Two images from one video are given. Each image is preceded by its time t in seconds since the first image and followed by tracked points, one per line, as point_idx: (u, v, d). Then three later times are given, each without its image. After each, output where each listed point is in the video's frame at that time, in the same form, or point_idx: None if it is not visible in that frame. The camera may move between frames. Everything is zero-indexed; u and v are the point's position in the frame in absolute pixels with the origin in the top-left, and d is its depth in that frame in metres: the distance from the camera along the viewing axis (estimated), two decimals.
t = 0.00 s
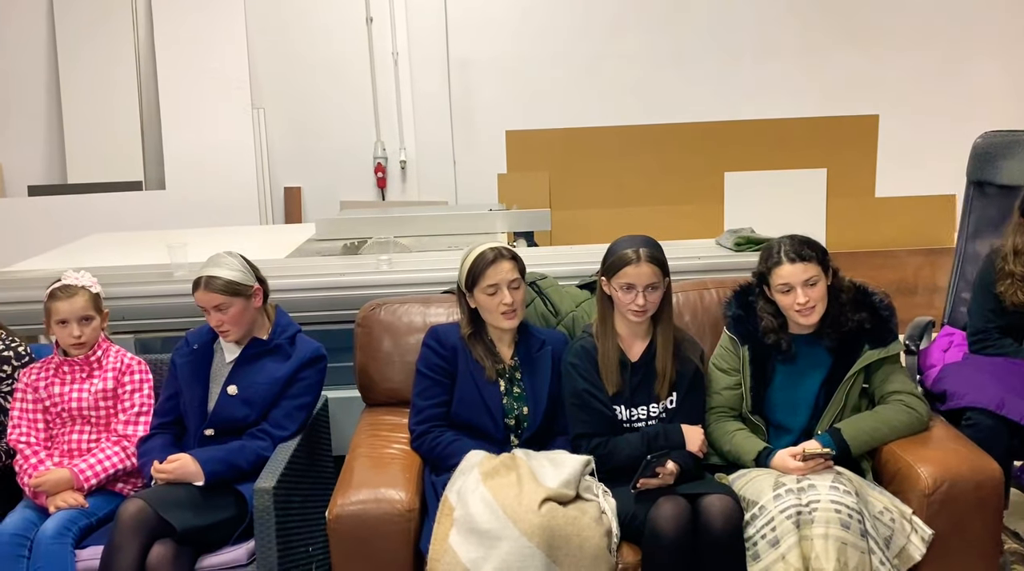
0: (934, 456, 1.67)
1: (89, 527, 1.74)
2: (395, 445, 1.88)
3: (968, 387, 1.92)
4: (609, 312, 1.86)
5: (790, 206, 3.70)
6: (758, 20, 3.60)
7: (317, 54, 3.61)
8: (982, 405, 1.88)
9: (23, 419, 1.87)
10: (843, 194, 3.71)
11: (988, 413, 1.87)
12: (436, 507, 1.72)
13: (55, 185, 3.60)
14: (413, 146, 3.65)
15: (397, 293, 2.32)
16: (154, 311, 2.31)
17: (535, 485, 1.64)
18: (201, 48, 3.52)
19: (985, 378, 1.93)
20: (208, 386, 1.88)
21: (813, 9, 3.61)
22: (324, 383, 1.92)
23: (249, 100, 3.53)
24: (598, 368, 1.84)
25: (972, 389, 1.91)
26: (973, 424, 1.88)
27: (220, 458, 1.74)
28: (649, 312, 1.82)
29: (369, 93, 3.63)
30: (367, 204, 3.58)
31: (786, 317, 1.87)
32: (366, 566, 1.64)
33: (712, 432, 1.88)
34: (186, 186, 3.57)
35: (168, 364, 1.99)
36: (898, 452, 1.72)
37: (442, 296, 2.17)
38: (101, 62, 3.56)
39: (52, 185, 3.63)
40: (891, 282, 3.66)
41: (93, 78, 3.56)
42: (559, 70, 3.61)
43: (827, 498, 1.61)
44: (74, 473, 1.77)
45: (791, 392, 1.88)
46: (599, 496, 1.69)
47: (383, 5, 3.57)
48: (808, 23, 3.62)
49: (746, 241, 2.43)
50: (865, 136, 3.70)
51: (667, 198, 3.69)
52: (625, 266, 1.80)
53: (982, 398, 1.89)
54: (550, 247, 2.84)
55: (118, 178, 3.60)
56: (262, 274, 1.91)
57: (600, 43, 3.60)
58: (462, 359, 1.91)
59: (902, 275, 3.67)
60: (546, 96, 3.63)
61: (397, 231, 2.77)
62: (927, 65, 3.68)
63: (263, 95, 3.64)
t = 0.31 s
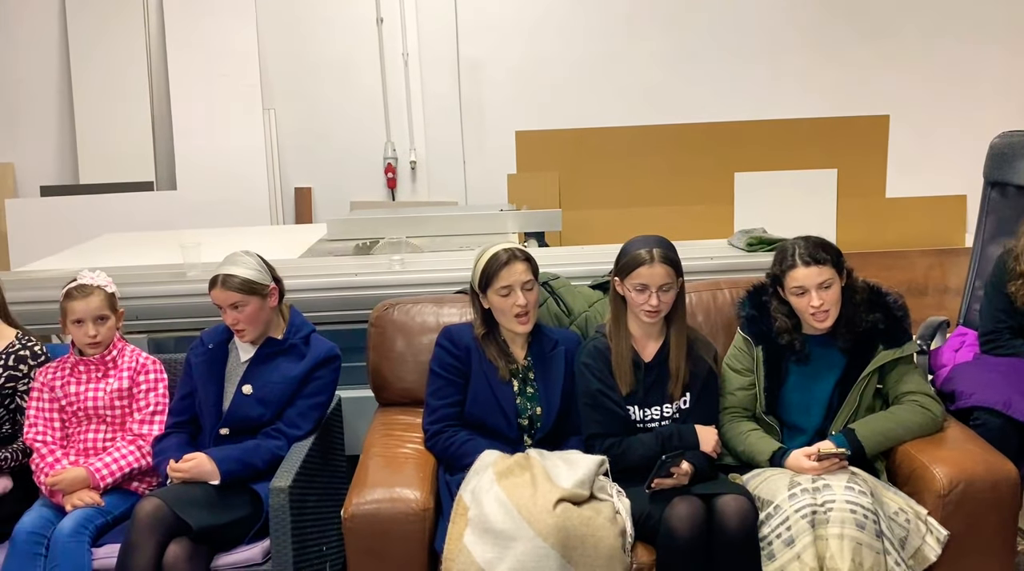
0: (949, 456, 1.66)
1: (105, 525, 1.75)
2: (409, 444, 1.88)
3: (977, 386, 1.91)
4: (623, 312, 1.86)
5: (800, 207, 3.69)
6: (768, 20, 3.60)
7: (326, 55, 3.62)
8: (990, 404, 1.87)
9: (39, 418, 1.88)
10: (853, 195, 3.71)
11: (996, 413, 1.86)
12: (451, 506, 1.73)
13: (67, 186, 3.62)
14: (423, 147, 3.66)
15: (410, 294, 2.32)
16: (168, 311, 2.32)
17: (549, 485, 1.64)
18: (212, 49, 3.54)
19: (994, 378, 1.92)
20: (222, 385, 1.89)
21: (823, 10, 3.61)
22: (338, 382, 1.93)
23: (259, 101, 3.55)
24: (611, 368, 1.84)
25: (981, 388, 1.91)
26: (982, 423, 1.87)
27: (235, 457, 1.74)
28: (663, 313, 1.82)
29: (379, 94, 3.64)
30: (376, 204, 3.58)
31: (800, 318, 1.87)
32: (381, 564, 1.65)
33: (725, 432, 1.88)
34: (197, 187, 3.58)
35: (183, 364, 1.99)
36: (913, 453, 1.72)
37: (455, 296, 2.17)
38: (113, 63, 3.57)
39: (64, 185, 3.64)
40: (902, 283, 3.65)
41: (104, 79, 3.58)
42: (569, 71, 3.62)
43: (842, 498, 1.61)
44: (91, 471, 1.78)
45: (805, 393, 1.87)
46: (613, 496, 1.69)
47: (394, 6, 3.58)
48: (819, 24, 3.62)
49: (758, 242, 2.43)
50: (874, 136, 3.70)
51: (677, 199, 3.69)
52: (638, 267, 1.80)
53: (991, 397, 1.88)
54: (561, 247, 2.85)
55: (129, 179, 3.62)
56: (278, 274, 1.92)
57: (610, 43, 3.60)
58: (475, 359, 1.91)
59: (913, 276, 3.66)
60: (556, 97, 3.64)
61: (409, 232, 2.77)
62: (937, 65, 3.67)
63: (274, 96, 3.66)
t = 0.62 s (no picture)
0: (965, 458, 1.66)
1: (119, 524, 1.75)
2: (422, 445, 1.89)
3: (991, 388, 1.91)
4: (636, 313, 1.86)
5: (810, 208, 3.69)
6: (778, 21, 3.60)
7: (337, 56, 3.63)
8: (1005, 407, 1.87)
9: (53, 418, 1.88)
10: (862, 196, 3.70)
11: (1010, 415, 1.86)
12: (464, 507, 1.73)
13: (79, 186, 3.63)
14: (432, 148, 3.67)
15: (421, 294, 2.33)
16: (179, 311, 2.32)
17: (563, 487, 1.63)
18: (222, 48, 3.55)
19: (1007, 380, 1.91)
20: (236, 385, 1.89)
21: (833, 10, 3.60)
22: (351, 382, 1.93)
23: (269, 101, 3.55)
24: (624, 369, 1.84)
25: (994, 390, 1.90)
26: (996, 426, 1.87)
27: (249, 457, 1.75)
28: (675, 315, 1.82)
29: (389, 93, 3.65)
30: (386, 205, 3.59)
31: (814, 320, 1.87)
32: (395, 565, 1.65)
33: (738, 434, 1.87)
34: (207, 187, 3.59)
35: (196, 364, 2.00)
36: (928, 455, 1.71)
37: (467, 296, 2.17)
38: (124, 63, 3.59)
39: (75, 185, 3.66)
40: (912, 285, 3.65)
41: (115, 79, 3.59)
42: (579, 72, 3.62)
43: (857, 500, 1.61)
44: (104, 471, 1.78)
45: (819, 394, 1.87)
46: (627, 497, 1.68)
47: (404, 6, 3.59)
48: (828, 25, 3.61)
49: (770, 243, 2.42)
50: (885, 137, 3.69)
51: (686, 200, 3.68)
52: (652, 269, 1.80)
53: (1006, 399, 1.88)
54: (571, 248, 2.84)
55: (140, 179, 3.63)
56: (292, 274, 1.92)
57: (620, 44, 3.60)
58: (488, 360, 1.91)
59: (923, 278, 3.65)
60: (564, 97, 3.64)
61: (420, 232, 2.78)
62: (947, 66, 3.66)
63: (284, 97, 3.66)
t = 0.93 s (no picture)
0: (979, 462, 1.65)
1: (132, 524, 1.75)
2: (433, 446, 1.89)
3: (1008, 393, 1.90)
4: (647, 315, 1.86)
5: (819, 210, 3.68)
6: (789, 23, 3.60)
7: (346, 57, 3.63)
8: None
9: (66, 417, 1.89)
10: (872, 199, 3.70)
11: None
12: (476, 508, 1.73)
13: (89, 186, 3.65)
14: (441, 149, 3.67)
15: (432, 295, 2.33)
16: (190, 311, 2.33)
17: (575, 490, 1.63)
18: (231, 47, 3.56)
19: None
20: (248, 386, 1.89)
21: (843, 12, 3.60)
22: (363, 383, 1.93)
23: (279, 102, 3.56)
24: (636, 371, 1.84)
25: (1012, 395, 1.89)
26: (1014, 431, 1.85)
27: (262, 457, 1.75)
28: (687, 317, 1.81)
29: (398, 94, 3.65)
30: (395, 206, 3.59)
31: (826, 322, 1.86)
32: (407, 566, 1.65)
33: (751, 436, 1.87)
34: (217, 187, 3.60)
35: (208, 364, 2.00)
36: (941, 458, 1.71)
37: (478, 298, 2.17)
38: (134, 64, 3.60)
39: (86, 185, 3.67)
40: (922, 287, 3.64)
41: (126, 79, 3.60)
42: (588, 73, 3.62)
43: (871, 503, 1.60)
44: (116, 470, 1.78)
45: (831, 397, 1.87)
46: (639, 499, 1.68)
47: (414, 8, 3.59)
48: (838, 27, 3.61)
49: (781, 245, 2.42)
50: (894, 140, 3.69)
51: (695, 202, 3.68)
52: (663, 271, 1.78)
53: None
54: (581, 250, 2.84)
55: (150, 178, 3.64)
56: (304, 275, 1.93)
57: (629, 45, 3.60)
58: (499, 361, 1.91)
59: (932, 280, 3.64)
60: (574, 99, 3.64)
61: (430, 234, 2.78)
62: (957, 69, 3.66)
63: (294, 98, 3.67)
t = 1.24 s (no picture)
0: (990, 467, 1.65)
1: (143, 523, 1.76)
2: (443, 447, 1.89)
3: None
4: (658, 317, 1.86)
5: (828, 213, 3.68)
6: (799, 26, 3.60)
7: (356, 59, 3.65)
8: None
9: (78, 417, 1.90)
10: (881, 202, 3.69)
11: None
12: (487, 510, 1.73)
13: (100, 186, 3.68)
14: (450, 152, 3.69)
15: (442, 297, 2.33)
16: (200, 312, 2.34)
17: (585, 493, 1.63)
18: (241, 48, 3.58)
19: None
20: (259, 386, 1.90)
21: (853, 16, 3.60)
22: (374, 384, 1.94)
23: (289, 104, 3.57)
24: (646, 374, 1.84)
25: None
26: None
27: (273, 457, 1.76)
28: (698, 320, 1.81)
29: (408, 96, 3.66)
30: (404, 208, 3.60)
31: (837, 326, 1.86)
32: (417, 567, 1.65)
33: (761, 439, 1.87)
34: (227, 188, 3.61)
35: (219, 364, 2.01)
36: (953, 463, 1.70)
37: (488, 300, 2.18)
38: (146, 65, 3.62)
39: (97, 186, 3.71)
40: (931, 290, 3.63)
41: (136, 80, 3.62)
42: (597, 76, 3.63)
43: (882, 507, 1.60)
44: (128, 470, 1.79)
45: (842, 400, 1.87)
46: (649, 502, 1.68)
47: (424, 10, 3.61)
48: (849, 30, 3.61)
49: (792, 248, 2.42)
50: (904, 143, 3.68)
51: (703, 205, 3.68)
52: (674, 275, 1.78)
53: None
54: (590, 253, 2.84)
55: (160, 179, 3.66)
56: (316, 276, 1.94)
57: (638, 47, 3.61)
58: (510, 363, 1.91)
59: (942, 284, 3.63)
60: (583, 101, 3.65)
61: (440, 236, 2.78)
62: (967, 72, 3.65)
63: (304, 100, 3.68)
